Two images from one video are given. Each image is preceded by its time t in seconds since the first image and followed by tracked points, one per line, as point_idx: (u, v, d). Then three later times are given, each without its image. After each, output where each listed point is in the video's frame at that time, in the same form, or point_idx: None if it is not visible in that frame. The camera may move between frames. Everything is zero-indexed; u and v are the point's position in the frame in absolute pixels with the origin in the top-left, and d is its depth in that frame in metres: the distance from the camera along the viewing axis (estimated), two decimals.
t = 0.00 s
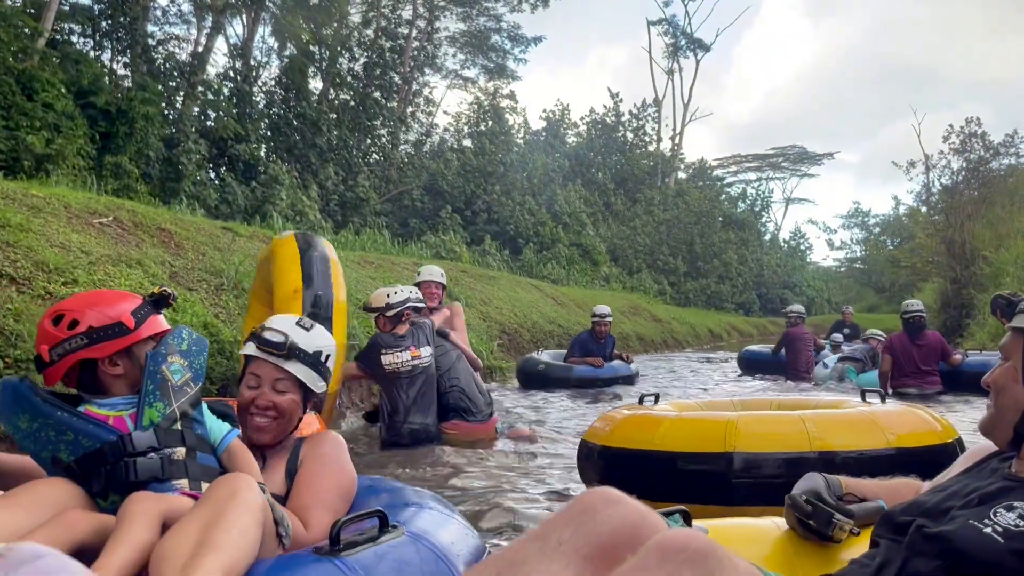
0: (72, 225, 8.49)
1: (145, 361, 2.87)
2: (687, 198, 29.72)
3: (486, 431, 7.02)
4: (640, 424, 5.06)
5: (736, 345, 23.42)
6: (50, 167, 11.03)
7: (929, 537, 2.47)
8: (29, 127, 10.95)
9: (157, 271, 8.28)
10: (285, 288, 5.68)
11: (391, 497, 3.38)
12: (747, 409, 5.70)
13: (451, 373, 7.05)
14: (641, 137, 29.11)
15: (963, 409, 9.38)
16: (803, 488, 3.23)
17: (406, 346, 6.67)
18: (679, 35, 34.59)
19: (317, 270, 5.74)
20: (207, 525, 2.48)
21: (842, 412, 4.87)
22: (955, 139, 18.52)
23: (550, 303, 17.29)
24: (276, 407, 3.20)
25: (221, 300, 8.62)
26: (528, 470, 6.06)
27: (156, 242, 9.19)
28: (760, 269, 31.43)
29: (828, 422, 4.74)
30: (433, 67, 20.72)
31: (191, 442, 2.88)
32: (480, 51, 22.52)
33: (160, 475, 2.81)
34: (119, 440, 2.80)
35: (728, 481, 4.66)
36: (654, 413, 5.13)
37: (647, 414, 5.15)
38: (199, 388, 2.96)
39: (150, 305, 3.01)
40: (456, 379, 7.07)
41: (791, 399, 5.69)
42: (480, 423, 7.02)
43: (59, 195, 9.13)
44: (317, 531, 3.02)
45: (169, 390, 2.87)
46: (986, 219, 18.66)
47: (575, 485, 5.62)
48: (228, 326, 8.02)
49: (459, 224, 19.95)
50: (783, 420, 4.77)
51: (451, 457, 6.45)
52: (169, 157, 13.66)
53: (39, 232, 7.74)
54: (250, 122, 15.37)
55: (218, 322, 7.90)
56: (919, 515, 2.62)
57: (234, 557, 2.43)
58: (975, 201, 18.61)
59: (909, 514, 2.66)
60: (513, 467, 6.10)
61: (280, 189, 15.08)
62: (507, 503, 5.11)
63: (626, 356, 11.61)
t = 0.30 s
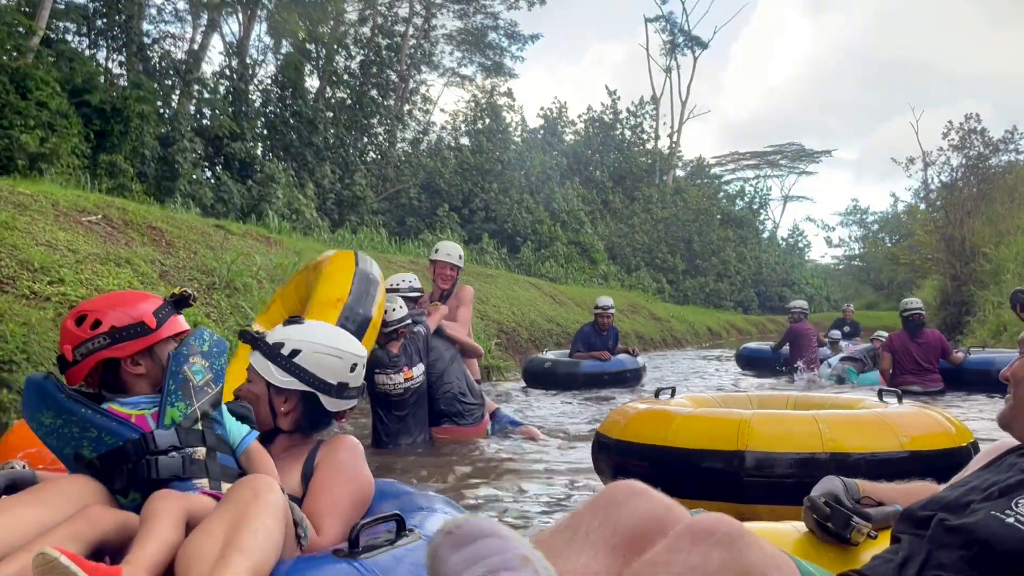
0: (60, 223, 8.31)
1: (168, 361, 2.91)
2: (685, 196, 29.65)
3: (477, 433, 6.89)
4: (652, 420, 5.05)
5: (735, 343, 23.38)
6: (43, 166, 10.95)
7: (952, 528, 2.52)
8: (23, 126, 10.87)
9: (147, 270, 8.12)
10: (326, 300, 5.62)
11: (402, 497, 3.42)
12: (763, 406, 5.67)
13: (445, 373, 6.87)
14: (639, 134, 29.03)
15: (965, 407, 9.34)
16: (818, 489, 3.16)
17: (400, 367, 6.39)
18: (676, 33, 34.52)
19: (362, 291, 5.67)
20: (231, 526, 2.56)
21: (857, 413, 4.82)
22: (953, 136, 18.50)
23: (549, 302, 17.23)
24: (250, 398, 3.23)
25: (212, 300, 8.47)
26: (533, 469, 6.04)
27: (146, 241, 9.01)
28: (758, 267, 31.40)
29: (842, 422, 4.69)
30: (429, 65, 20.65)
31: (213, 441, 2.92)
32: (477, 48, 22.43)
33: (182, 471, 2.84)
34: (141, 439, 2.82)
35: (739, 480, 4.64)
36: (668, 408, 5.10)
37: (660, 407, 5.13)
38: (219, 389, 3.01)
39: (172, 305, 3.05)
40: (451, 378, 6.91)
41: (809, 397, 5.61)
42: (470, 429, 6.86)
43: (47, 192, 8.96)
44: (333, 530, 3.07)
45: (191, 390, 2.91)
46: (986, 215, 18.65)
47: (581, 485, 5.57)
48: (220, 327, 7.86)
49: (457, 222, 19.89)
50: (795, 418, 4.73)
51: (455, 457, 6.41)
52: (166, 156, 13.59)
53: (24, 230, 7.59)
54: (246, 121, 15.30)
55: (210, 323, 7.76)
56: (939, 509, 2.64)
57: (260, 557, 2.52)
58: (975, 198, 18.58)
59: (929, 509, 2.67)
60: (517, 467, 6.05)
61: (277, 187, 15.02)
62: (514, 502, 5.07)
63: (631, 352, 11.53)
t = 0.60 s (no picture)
0: (49, 222, 8.16)
1: (185, 363, 2.93)
2: (686, 194, 29.60)
3: (468, 422, 6.83)
4: (657, 421, 5.05)
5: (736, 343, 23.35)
6: (41, 165, 10.93)
7: (953, 530, 2.48)
8: (21, 126, 10.83)
9: (135, 268, 7.97)
10: (303, 290, 5.95)
11: (411, 493, 3.43)
12: (773, 408, 5.63)
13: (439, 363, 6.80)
14: (640, 133, 28.99)
15: (966, 407, 9.32)
16: (823, 492, 3.15)
17: (407, 362, 6.32)
18: (677, 31, 34.46)
19: (343, 286, 6.02)
20: (240, 524, 2.54)
21: (859, 419, 4.79)
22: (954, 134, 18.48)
23: (548, 301, 17.21)
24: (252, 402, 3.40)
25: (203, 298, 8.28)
26: (534, 469, 5.99)
27: (137, 238, 8.85)
28: (759, 266, 31.38)
29: (845, 427, 4.66)
30: (430, 64, 20.62)
31: (226, 444, 2.92)
32: (478, 47, 22.39)
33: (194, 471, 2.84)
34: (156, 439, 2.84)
35: (742, 481, 4.60)
36: (675, 410, 5.08)
37: (669, 409, 5.12)
38: (234, 392, 3.00)
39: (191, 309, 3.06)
40: (446, 368, 6.85)
41: (817, 397, 5.60)
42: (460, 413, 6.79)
43: (35, 190, 8.82)
44: (340, 534, 3.10)
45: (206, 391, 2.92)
46: (988, 213, 18.62)
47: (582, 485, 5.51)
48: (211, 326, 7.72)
49: (457, 221, 19.87)
50: (800, 421, 4.68)
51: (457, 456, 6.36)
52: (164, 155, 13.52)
53: (9, 229, 7.46)
54: (246, 120, 15.26)
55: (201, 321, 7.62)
56: (940, 511, 2.60)
57: (269, 554, 2.51)
58: (976, 196, 18.55)
59: (930, 511, 2.63)
60: (519, 467, 6.00)
61: (276, 187, 15.00)
62: (511, 503, 5.03)
63: (635, 350, 11.46)
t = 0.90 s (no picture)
0: (41, 219, 8.06)
1: (192, 364, 2.95)
2: (691, 194, 29.52)
3: (461, 423, 6.80)
4: (665, 424, 5.03)
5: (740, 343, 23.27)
6: (43, 162, 10.92)
7: (961, 534, 2.43)
8: (22, 124, 10.80)
9: (127, 266, 7.87)
10: (281, 290, 6.09)
11: (423, 489, 3.46)
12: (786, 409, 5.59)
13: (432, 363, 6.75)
14: (644, 133, 28.92)
15: (972, 408, 9.27)
16: (827, 489, 3.12)
17: (400, 364, 6.21)
18: (682, 30, 34.37)
19: (320, 289, 6.18)
20: (251, 516, 2.56)
21: (866, 415, 4.77)
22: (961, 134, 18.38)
23: (550, 300, 17.16)
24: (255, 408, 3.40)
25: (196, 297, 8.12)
26: (537, 469, 5.96)
27: (131, 236, 8.75)
28: (763, 266, 31.30)
29: (851, 424, 4.64)
30: (434, 63, 20.59)
31: (236, 440, 2.94)
32: (482, 46, 22.34)
33: (205, 469, 2.86)
34: (166, 438, 2.86)
35: (750, 478, 4.61)
36: (682, 411, 5.07)
37: (674, 412, 5.10)
38: (242, 390, 3.04)
39: (181, 311, 3.00)
40: (439, 368, 6.80)
41: (828, 398, 5.55)
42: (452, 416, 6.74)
43: (28, 187, 8.72)
44: (353, 527, 3.11)
45: (215, 389, 2.96)
46: (995, 214, 18.53)
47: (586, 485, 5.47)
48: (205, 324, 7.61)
49: (460, 221, 19.82)
50: (803, 419, 4.69)
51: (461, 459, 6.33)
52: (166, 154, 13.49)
53: None
54: (249, 118, 15.23)
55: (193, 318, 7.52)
56: (947, 515, 2.55)
57: (279, 547, 2.53)
58: (982, 197, 18.46)
59: (936, 514, 2.58)
60: (521, 468, 5.96)
61: (279, 185, 14.98)
62: (511, 503, 4.99)
63: (645, 353, 11.40)
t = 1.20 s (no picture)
0: (42, 218, 7.94)
1: (221, 370, 3.01)
2: (699, 195, 29.44)
3: (464, 425, 6.72)
4: (691, 428, 5.09)
5: (748, 344, 23.20)
6: (52, 160, 10.92)
7: (998, 545, 2.30)
8: (30, 122, 10.80)
9: (129, 267, 7.71)
10: (274, 280, 6.01)
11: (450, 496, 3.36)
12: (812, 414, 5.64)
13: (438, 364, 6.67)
14: (652, 133, 28.87)
15: (986, 411, 9.23)
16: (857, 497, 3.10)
17: (401, 362, 6.16)
18: (690, 30, 34.28)
19: (314, 278, 6.15)
20: (286, 521, 2.57)
21: (893, 421, 4.83)
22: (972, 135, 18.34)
23: (558, 301, 17.13)
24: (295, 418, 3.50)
25: (199, 297, 7.92)
26: (554, 474, 5.94)
27: (133, 236, 8.65)
28: (771, 267, 31.23)
29: (878, 429, 4.70)
30: (441, 62, 20.57)
31: (267, 445, 3.00)
32: (490, 46, 22.32)
33: (232, 475, 2.94)
34: (195, 444, 2.95)
35: (779, 483, 4.67)
36: (707, 415, 5.14)
37: (700, 416, 5.16)
38: (275, 392, 3.08)
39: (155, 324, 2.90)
40: (443, 370, 6.70)
41: (855, 404, 5.59)
42: (454, 418, 6.67)
43: (28, 185, 8.60)
44: (383, 534, 3.12)
45: (244, 395, 3.01)
46: (1006, 215, 18.44)
47: (603, 490, 5.44)
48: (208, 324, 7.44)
49: (467, 220, 19.80)
50: (829, 424, 4.76)
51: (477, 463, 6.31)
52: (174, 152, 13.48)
53: None
54: (257, 116, 15.24)
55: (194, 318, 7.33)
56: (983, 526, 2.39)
57: (315, 550, 2.52)
58: (993, 198, 18.38)
59: (971, 526, 2.42)
60: (537, 473, 5.93)
61: (286, 184, 14.98)
62: (523, 507, 4.94)
63: (660, 352, 11.36)
